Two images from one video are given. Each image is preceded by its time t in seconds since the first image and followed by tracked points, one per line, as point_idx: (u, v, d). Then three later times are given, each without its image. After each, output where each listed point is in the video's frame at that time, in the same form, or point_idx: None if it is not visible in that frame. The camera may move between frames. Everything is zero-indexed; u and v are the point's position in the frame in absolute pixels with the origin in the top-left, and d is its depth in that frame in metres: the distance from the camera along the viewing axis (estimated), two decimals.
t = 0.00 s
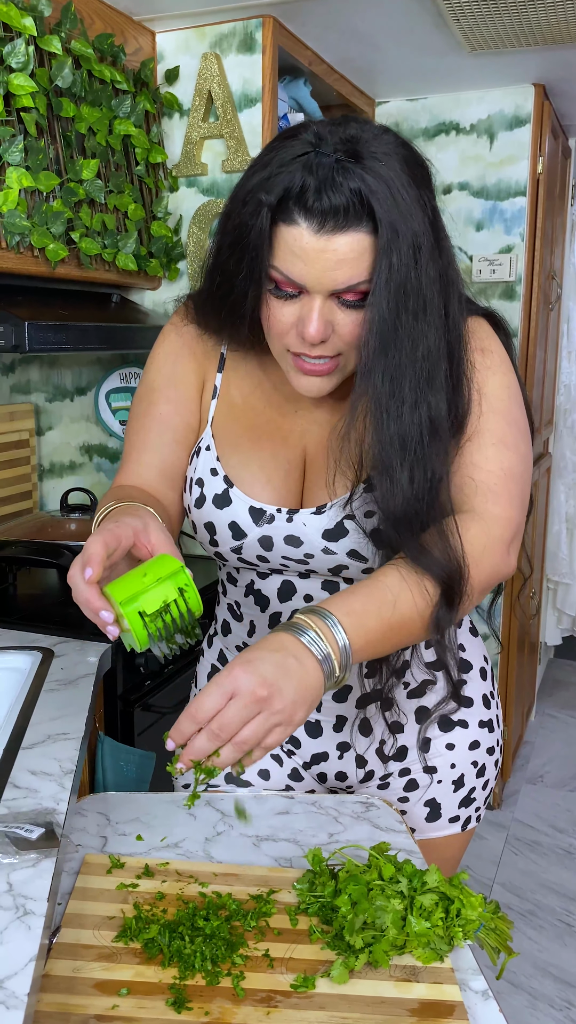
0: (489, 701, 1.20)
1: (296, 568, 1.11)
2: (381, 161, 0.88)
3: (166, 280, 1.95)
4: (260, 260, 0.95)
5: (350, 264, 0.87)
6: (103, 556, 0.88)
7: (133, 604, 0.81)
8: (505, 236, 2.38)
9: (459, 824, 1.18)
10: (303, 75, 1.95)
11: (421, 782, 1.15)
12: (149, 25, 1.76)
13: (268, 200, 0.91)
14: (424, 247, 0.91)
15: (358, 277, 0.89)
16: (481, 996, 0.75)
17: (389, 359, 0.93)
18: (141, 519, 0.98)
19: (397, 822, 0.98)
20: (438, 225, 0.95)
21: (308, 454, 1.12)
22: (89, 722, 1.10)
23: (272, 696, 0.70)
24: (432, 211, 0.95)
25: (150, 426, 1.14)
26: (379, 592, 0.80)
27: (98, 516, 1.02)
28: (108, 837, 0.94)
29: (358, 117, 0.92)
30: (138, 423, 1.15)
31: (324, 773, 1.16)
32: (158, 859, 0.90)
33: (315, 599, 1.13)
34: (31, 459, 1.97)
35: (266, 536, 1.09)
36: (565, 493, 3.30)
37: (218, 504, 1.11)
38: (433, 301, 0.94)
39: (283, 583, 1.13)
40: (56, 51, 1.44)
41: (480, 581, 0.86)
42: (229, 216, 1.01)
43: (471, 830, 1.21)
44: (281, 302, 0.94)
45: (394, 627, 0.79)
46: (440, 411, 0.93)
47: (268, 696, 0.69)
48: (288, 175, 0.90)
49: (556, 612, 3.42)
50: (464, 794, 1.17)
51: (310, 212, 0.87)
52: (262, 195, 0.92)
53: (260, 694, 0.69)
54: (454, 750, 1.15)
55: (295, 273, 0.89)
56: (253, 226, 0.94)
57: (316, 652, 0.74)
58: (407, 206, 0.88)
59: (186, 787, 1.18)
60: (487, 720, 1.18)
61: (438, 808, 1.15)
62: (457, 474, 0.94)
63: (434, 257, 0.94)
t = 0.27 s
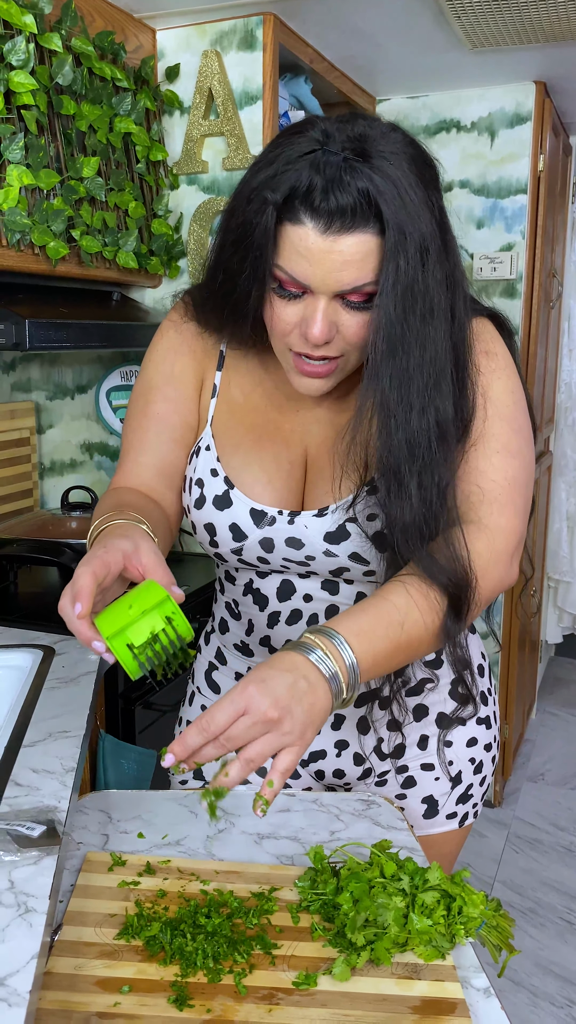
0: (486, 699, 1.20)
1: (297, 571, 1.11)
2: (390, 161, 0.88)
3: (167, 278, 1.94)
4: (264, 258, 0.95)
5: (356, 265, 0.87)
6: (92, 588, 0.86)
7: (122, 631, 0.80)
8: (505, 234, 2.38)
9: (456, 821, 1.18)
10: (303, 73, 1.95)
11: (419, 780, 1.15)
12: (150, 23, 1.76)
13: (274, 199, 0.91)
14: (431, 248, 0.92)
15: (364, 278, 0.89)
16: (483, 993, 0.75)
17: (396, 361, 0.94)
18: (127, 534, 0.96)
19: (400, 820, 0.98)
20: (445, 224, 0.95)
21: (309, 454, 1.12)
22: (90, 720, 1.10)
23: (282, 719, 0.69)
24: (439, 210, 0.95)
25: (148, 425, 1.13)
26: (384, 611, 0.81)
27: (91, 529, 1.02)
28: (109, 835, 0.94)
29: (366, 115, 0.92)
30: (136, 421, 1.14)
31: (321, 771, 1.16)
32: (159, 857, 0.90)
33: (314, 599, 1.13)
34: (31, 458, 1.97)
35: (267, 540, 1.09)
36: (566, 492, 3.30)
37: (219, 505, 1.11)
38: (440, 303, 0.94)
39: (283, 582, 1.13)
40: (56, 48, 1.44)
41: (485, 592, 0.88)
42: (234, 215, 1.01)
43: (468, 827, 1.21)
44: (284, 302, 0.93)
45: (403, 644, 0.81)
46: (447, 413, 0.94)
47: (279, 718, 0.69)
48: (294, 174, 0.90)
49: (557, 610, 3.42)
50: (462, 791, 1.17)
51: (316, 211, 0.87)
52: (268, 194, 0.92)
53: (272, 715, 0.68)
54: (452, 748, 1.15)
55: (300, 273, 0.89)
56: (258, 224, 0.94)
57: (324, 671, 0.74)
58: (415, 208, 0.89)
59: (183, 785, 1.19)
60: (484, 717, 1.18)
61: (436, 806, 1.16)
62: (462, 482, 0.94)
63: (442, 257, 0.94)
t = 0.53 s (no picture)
0: (485, 697, 1.20)
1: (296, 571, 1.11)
2: (391, 159, 0.88)
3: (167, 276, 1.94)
4: (265, 257, 0.95)
5: (357, 264, 0.87)
6: (91, 594, 0.85)
7: (123, 639, 0.81)
8: (505, 231, 2.38)
9: (456, 821, 1.18)
10: (303, 70, 1.95)
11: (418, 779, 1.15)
12: (150, 21, 1.75)
13: (275, 197, 0.91)
14: (433, 248, 0.92)
15: (365, 277, 0.89)
16: (485, 991, 0.75)
17: (397, 362, 0.93)
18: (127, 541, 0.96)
19: (401, 818, 0.98)
20: (446, 223, 0.95)
21: (310, 453, 1.12)
22: (91, 718, 1.10)
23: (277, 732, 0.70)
24: (441, 209, 0.95)
25: (148, 425, 1.14)
26: (382, 619, 0.82)
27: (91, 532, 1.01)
28: (111, 832, 0.94)
29: (368, 112, 0.91)
30: (136, 421, 1.15)
31: (321, 769, 1.17)
32: (161, 854, 0.90)
33: (314, 598, 1.13)
34: (31, 456, 1.97)
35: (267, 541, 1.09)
36: (566, 490, 3.30)
37: (219, 504, 1.11)
38: (441, 303, 0.95)
39: (282, 582, 1.13)
40: (56, 46, 1.44)
41: (483, 596, 0.90)
42: (234, 214, 1.01)
43: (468, 826, 1.21)
44: (284, 301, 0.93)
45: (400, 652, 0.82)
46: (448, 414, 0.94)
47: (276, 729, 0.70)
48: (295, 172, 0.90)
49: (556, 608, 3.42)
50: (461, 790, 1.17)
51: (317, 209, 0.87)
52: (268, 192, 0.92)
53: (268, 726, 0.70)
54: (451, 746, 1.15)
55: (300, 272, 0.89)
56: (259, 223, 0.94)
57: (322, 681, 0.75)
58: (417, 208, 0.89)
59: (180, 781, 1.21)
60: (483, 716, 1.18)
61: (435, 806, 1.16)
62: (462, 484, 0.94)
63: (443, 256, 0.94)
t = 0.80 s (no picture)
0: (488, 697, 1.20)
1: (296, 571, 1.12)
2: (388, 158, 0.88)
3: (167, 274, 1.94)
4: (261, 257, 0.95)
5: (354, 265, 0.87)
6: (92, 621, 0.85)
7: (120, 666, 0.79)
8: (505, 229, 2.38)
9: (458, 820, 1.18)
10: (303, 68, 1.95)
11: (420, 779, 1.15)
12: (149, 18, 1.75)
13: (271, 198, 0.91)
14: (429, 248, 0.92)
15: (362, 277, 0.89)
16: (487, 986, 0.75)
17: (392, 361, 0.93)
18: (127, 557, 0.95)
19: (403, 815, 0.99)
20: (444, 222, 0.95)
21: (309, 453, 1.13)
22: (93, 716, 1.10)
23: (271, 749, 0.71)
24: (439, 208, 0.95)
25: (147, 426, 1.13)
26: (377, 625, 0.83)
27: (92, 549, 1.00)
28: (114, 830, 0.94)
29: (365, 110, 0.91)
30: (136, 423, 1.14)
31: (323, 768, 1.17)
32: (164, 852, 0.91)
33: (314, 597, 1.13)
34: (31, 455, 1.97)
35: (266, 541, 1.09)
36: (565, 488, 3.31)
37: (218, 505, 1.11)
38: (438, 303, 0.94)
39: (282, 581, 1.13)
40: (56, 44, 1.44)
41: (477, 599, 0.90)
42: (231, 215, 1.01)
43: (470, 826, 1.21)
44: (282, 301, 0.94)
45: (395, 658, 0.83)
46: (443, 414, 0.94)
47: (269, 745, 0.70)
48: (292, 172, 0.90)
49: (556, 605, 3.43)
50: (464, 790, 1.17)
51: (314, 210, 0.87)
52: (265, 192, 0.92)
53: (261, 743, 0.70)
54: (453, 747, 1.16)
55: (297, 273, 0.89)
56: (255, 224, 0.94)
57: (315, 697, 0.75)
58: (414, 208, 0.89)
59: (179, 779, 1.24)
60: (485, 715, 1.19)
61: (437, 805, 1.16)
62: (456, 485, 0.94)
63: (440, 255, 0.94)
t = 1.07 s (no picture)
0: (487, 695, 1.20)
1: (298, 572, 1.12)
2: (392, 155, 0.88)
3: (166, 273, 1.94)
4: (265, 256, 0.95)
5: (358, 262, 0.88)
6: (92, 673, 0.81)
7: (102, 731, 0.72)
8: (503, 228, 2.39)
9: (456, 817, 1.18)
10: (301, 67, 1.95)
11: (419, 777, 1.15)
12: (148, 17, 1.75)
13: (275, 195, 0.91)
14: (434, 246, 0.93)
15: (367, 275, 0.89)
16: (491, 982, 0.75)
17: (399, 360, 0.94)
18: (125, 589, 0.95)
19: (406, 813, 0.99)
20: (446, 217, 0.95)
21: (310, 454, 1.13)
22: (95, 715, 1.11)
23: (302, 741, 0.75)
24: (442, 203, 0.95)
25: (146, 429, 1.14)
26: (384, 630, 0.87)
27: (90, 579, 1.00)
28: (117, 828, 0.95)
29: (368, 108, 0.91)
30: (134, 425, 1.15)
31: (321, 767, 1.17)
32: (167, 850, 0.91)
33: (315, 597, 1.13)
34: (31, 455, 1.97)
35: (268, 542, 1.09)
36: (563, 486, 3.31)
37: (219, 507, 1.11)
38: (443, 301, 0.95)
39: (283, 582, 1.13)
40: (55, 43, 1.44)
41: (486, 601, 0.95)
42: (233, 213, 1.01)
43: (468, 823, 1.21)
44: (285, 300, 0.94)
45: (407, 658, 0.88)
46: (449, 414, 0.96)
47: (302, 731, 0.74)
48: (295, 169, 0.90)
49: (554, 603, 3.43)
50: (463, 787, 1.17)
51: (318, 208, 0.87)
52: (269, 190, 0.92)
53: (297, 728, 0.74)
54: (453, 745, 1.16)
55: (301, 271, 0.89)
56: (258, 221, 0.94)
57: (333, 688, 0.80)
58: (419, 208, 0.89)
59: (181, 778, 1.24)
60: (485, 714, 1.19)
61: (436, 803, 1.16)
62: (464, 486, 0.96)
63: (444, 252, 0.95)
